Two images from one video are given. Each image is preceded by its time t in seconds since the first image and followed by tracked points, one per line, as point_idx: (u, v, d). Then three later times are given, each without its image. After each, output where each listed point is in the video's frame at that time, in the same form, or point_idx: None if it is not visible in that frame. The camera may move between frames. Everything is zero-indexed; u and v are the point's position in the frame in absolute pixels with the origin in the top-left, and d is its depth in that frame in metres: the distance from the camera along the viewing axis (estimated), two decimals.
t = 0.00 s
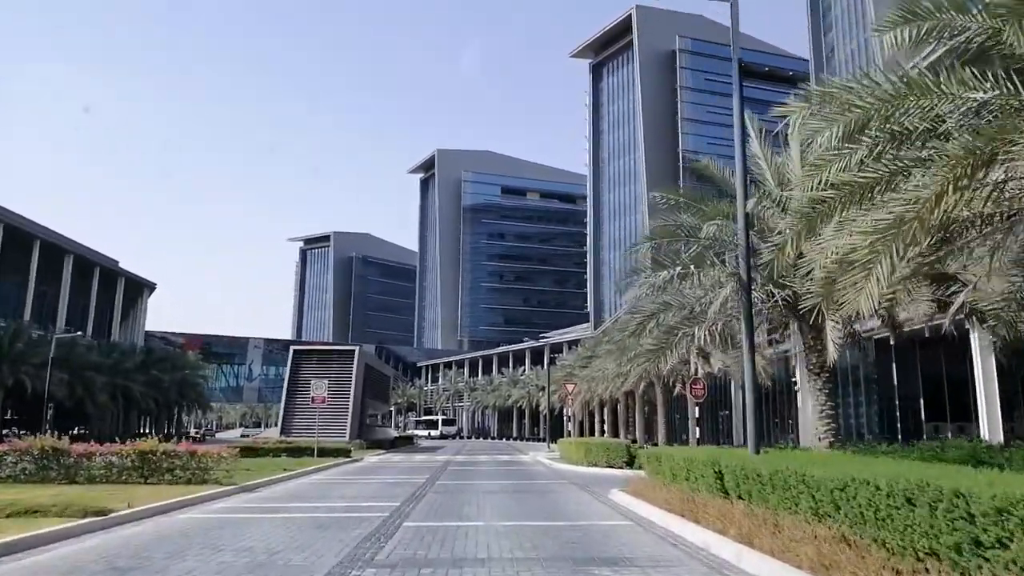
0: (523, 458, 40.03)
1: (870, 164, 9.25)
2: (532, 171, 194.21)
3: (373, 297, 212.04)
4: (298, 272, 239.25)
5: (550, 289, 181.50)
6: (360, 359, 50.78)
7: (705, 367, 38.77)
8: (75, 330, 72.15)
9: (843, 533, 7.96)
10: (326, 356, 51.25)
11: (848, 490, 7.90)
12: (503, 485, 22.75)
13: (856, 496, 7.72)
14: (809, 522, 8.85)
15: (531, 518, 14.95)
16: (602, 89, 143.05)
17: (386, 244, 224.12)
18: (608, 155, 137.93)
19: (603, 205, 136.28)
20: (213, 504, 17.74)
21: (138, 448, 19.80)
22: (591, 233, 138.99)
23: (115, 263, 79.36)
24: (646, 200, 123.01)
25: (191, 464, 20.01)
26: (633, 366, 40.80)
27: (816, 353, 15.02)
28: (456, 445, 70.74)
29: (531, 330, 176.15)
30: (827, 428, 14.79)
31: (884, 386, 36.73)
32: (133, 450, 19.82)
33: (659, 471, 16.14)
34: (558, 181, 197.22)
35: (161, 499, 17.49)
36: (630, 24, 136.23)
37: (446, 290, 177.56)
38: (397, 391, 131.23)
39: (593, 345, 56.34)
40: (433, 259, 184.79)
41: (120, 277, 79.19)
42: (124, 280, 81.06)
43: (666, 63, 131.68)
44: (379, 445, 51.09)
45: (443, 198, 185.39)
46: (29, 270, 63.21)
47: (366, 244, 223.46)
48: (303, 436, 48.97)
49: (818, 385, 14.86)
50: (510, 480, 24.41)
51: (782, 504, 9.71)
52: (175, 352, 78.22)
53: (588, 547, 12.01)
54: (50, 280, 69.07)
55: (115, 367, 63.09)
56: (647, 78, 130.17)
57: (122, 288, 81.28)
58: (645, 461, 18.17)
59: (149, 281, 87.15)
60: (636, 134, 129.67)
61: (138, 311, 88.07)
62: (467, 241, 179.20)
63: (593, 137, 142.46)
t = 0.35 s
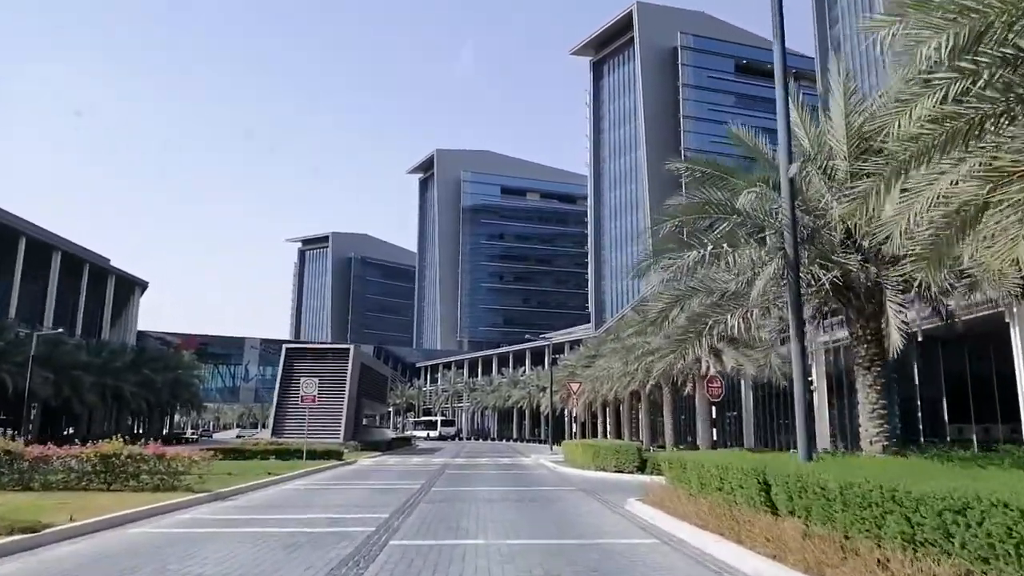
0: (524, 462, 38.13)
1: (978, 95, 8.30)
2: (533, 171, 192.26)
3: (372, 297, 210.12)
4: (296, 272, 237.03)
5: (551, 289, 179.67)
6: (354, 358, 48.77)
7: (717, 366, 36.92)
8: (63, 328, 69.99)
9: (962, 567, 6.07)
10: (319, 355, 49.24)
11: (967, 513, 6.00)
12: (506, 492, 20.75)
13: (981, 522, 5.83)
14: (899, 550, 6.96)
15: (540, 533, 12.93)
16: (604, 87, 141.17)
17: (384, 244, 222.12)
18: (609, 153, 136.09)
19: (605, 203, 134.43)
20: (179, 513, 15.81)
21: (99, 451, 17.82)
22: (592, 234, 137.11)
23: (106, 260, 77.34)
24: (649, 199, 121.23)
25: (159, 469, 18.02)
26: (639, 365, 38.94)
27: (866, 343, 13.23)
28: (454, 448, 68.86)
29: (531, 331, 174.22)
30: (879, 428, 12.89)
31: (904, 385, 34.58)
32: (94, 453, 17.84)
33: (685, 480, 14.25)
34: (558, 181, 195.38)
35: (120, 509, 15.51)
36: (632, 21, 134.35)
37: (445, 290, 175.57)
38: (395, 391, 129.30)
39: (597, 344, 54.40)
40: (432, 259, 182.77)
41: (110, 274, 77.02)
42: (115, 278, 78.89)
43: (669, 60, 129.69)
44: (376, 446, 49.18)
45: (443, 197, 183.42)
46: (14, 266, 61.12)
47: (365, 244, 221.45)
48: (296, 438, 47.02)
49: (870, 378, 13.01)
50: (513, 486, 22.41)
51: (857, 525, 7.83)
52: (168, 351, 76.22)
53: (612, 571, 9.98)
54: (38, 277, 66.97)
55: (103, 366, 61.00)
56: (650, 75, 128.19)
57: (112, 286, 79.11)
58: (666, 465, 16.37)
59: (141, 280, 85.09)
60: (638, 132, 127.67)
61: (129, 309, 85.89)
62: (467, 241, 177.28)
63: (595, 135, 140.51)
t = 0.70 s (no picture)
0: (526, 467, 36.46)
1: None
2: (532, 172, 190.57)
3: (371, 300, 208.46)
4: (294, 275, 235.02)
5: (551, 290, 178.23)
6: (349, 359, 47.04)
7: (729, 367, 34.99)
8: (52, 330, 68.19)
9: None
10: (313, 356, 47.51)
11: None
12: (509, 500, 18.97)
13: None
14: None
15: (549, 555, 11.10)
16: (604, 86, 139.61)
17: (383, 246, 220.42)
18: (610, 152, 134.63)
19: (605, 204, 133.14)
20: (142, 528, 14.13)
21: (58, 459, 16.11)
22: (592, 235, 135.46)
23: (97, 261, 75.71)
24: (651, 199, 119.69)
25: (125, 478, 16.33)
26: (646, 365, 37.39)
27: (922, 333, 11.50)
28: (453, 452, 67.18)
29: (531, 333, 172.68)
30: (941, 431, 11.03)
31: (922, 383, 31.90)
32: (52, 461, 16.11)
33: (714, 493, 12.45)
34: (559, 182, 193.76)
35: (76, 523, 13.82)
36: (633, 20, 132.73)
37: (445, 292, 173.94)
38: (394, 395, 127.61)
39: (601, 345, 52.69)
40: (431, 261, 180.91)
41: (102, 275, 75.26)
42: (107, 278, 77.06)
43: (670, 59, 128.21)
44: (373, 450, 47.53)
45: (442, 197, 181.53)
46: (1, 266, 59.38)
47: (364, 246, 219.72)
48: (289, 442, 45.34)
49: (930, 371, 11.29)
50: (517, 495, 20.61)
51: (961, 561, 6.12)
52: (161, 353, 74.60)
53: None
54: (26, 278, 65.23)
55: (91, 368, 59.31)
56: (651, 74, 126.61)
57: (104, 287, 77.29)
58: (688, 472, 14.44)
59: (134, 281, 83.37)
60: (639, 130, 126.17)
61: (122, 311, 84.05)
62: (466, 243, 175.70)
63: (596, 134, 138.95)
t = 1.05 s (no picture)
0: (527, 460, 34.70)
1: None
2: (530, 161, 188.03)
3: (366, 291, 206.37)
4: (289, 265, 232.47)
5: (549, 280, 176.55)
6: (341, 347, 45.06)
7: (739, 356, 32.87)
8: (35, 319, 66.04)
9: None
10: (302, 344, 45.48)
11: None
12: (508, 499, 17.13)
13: None
14: None
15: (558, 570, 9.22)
16: (603, 72, 137.10)
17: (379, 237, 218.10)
18: (609, 140, 132.54)
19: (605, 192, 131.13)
20: (80, 536, 11.99)
21: None
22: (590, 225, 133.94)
23: (82, 248, 73.52)
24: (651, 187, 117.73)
25: (75, 476, 14.45)
26: (652, 354, 35.61)
27: (1008, 305, 9.67)
28: (449, 444, 65.40)
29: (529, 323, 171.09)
30: None
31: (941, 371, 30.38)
32: None
33: (755, 494, 10.58)
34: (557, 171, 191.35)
35: (12, 529, 11.94)
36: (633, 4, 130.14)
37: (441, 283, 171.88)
38: (389, 386, 125.85)
39: (602, 332, 50.80)
40: (427, 251, 178.62)
41: (87, 263, 72.98)
42: (92, 266, 74.79)
43: (671, 44, 125.81)
44: (367, 443, 45.66)
45: (438, 186, 178.95)
46: None
47: (360, 236, 217.24)
48: (278, 435, 43.51)
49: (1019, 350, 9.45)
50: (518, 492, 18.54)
51: None
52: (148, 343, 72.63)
53: None
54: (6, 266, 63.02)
55: (73, 358, 57.37)
56: (651, 60, 124.26)
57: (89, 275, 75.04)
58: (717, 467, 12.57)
59: (121, 269, 81.15)
60: (639, 117, 124.00)
61: (108, 300, 81.83)
62: (463, 232, 173.54)
63: (595, 121, 136.60)
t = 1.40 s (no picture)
0: (530, 471, 32.90)
1: None
2: (531, 167, 186.61)
3: (366, 297, 204.77)
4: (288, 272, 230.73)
5: (550, 287, 175.01)
6: (336, 352, 43.31)
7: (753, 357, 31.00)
8: (24, 324, 64.19)
9: None
10: (297, 349, 43.79)
11: None
12: (511, 518, 15.32)
13: None
14: None
15: None
16: (606, 77, 135.74)
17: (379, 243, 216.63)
18: (611, 145, 131.24)
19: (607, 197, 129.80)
20: (7, 565, 10.16)
21: None
22: (592, 231, 132.86)
23: (74, 250, 71.80)
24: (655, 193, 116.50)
25: (20, 493, 12.91)
26: (661, 358, 33.72)
27: None
28: (448, 452, 63.60)
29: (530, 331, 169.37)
30: None
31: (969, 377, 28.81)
32: None
33: (812, 522, 8.84)
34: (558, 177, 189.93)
35: None
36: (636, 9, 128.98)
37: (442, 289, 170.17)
38: (388, 394, 124.03)
39: (608, 337, 49.02)
40: (428, 257, 176.99)
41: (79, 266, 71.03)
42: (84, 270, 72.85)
43: (675, 49, 124.63)
44: (362, 452, 43.86)
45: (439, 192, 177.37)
46: None
47: (360, 243, 215.69)
48: (269, 443, 41.72)
49: None
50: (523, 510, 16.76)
51: None
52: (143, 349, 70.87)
53: None
54: None
55: (62, 364, 55.71)
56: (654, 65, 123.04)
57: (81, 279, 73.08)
58: (759, 482, 10.73)
59: (115, 273, 79.17)
60: (642, 121, 122.71)
61: (102, 304, 79.91)
62: (464, 239, 172.03)
63: (597, 126, 135.34)
